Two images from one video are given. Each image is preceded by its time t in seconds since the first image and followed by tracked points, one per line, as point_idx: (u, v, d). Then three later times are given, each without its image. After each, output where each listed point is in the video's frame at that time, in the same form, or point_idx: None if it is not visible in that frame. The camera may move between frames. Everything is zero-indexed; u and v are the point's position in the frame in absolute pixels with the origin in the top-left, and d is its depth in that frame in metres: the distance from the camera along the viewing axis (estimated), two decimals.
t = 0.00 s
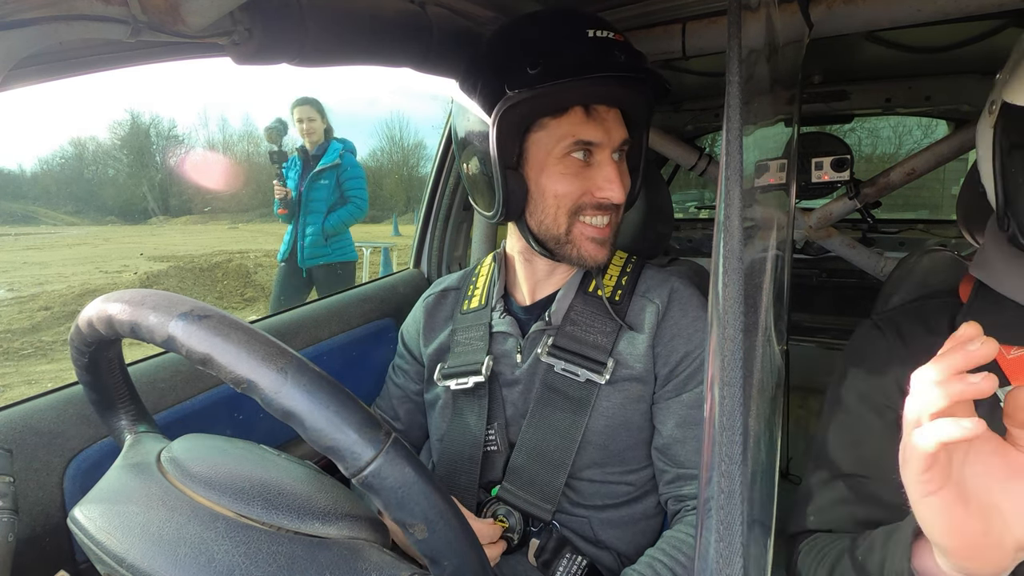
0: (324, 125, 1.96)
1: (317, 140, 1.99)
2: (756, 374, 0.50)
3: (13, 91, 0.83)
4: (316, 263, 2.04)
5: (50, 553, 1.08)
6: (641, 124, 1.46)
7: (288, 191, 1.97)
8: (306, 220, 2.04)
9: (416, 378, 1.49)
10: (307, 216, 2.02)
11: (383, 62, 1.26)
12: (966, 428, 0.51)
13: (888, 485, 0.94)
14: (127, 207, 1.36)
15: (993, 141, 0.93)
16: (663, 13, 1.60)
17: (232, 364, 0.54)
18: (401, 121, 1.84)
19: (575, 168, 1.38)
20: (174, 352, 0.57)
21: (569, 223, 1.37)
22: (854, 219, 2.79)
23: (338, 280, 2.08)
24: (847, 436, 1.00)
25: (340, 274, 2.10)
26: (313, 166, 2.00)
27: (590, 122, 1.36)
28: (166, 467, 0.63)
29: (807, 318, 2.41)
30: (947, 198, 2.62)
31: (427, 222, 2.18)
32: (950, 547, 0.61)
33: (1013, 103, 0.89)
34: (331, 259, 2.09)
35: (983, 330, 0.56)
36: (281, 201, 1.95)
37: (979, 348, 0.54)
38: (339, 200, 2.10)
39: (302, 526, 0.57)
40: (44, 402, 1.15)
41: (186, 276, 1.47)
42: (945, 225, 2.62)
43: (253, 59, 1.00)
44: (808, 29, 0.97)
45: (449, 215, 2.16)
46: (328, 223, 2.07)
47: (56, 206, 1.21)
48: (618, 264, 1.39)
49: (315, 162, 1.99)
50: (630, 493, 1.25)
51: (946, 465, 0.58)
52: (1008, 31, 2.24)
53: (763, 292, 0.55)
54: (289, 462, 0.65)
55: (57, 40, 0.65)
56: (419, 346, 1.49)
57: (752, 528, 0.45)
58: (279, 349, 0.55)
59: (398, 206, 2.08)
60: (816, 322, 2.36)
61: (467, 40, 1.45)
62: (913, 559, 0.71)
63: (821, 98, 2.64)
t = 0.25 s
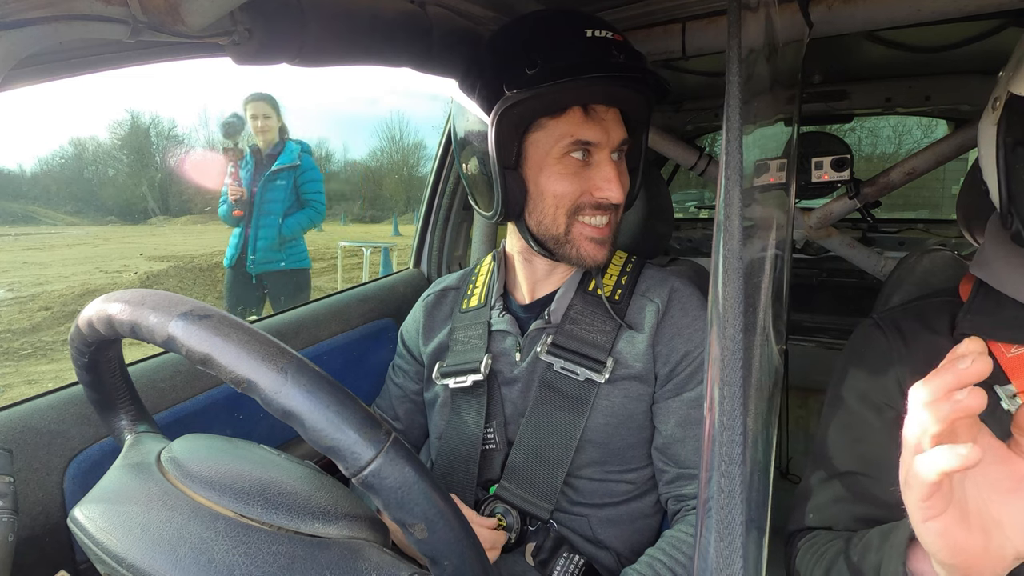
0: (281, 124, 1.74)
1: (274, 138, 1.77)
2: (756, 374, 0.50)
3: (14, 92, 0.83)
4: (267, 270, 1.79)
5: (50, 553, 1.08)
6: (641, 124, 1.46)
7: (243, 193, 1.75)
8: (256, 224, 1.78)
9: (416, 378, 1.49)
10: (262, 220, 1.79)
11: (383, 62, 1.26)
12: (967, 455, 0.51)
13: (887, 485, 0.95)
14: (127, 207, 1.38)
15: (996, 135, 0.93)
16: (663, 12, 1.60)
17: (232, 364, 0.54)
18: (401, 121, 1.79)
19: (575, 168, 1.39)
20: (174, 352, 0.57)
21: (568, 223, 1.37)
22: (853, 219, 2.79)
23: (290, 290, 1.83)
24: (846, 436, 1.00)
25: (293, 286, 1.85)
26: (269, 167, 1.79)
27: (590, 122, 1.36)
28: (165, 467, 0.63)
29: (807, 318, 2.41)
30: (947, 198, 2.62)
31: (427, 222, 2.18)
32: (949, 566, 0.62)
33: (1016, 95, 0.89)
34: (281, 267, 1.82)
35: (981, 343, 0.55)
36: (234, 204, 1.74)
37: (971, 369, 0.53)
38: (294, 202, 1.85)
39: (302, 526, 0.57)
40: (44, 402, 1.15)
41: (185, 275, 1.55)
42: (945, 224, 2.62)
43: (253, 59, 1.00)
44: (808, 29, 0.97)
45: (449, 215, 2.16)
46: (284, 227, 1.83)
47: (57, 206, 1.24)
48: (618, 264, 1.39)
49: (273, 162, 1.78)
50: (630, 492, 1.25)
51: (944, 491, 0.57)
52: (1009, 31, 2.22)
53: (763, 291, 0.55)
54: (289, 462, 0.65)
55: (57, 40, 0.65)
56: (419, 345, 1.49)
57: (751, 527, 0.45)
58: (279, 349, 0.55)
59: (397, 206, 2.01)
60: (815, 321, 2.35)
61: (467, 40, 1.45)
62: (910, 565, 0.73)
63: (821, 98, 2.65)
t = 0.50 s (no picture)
0: (241, 113, 1.66)
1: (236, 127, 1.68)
2: (756, 374, 0.50)
3: (14, 92, 0.83)
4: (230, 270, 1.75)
5: (50, 554, 1.08)
6: (641, 124, 1.46)
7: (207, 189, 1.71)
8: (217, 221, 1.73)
9: (416, 378, 1.49)
10: (223, 217, 1.74)
11: (383, 62, 1.26)
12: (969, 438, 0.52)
13: (887, 485, 0.95)
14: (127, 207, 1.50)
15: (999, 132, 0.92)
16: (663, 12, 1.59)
17: (232, 364, 0.54)
18: (401, 121, 1.79)
19: (574, 168, 1.39)
20: (174, 352, 0.57)
21: (568, 222, 1.37)
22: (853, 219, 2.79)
23: (251, 291, 1.77)
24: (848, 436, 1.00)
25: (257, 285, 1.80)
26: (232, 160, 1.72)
27: (589, 122, 1.36)
28: (165, 467, 0.63)
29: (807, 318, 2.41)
30: (947, 198, 2.62)
31: (427, 222, 2.18)
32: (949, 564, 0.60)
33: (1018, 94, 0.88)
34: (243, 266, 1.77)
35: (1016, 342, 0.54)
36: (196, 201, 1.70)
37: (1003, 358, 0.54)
38: (258, 196, 1.78)
39: (302, 526, 0.57)
40: (44, 402, 1.15)
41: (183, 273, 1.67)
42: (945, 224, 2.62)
43: (253, 59, 1.00)
44: (808, 28, 0.97)
45: (449, 215, 2.16)
46: (248, 224, 1.77)
47: (58, 206, 1.34)
48: (618, 264, 1.39)
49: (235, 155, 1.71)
50: (630, 492, 1.25)
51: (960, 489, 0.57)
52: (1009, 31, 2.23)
53: (763, 291, 0.55)
54: (289, 462, 0.65)
55: (57, 40, 0.65)
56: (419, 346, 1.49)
57: (752, 528, 0.45)
58: (278, 349, 0.55)
59: (397, 206, 2.01)
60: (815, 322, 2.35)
61: (467, 40, 1.45)
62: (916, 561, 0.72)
63: (821, 98, 2.65)
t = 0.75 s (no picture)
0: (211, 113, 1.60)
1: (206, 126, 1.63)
2: (756, 375, 0.50)
3: (14, 91, 0.83)
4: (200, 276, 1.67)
5: (49, 554, 1.08)
6: (641, 124, 1.46)
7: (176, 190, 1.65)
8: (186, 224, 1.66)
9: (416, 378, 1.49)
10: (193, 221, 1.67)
11: (383, 62, 1.26)
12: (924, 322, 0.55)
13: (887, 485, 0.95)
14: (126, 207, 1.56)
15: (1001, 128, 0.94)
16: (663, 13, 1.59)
17: (232, 364, 0.54)
18: (401, 121, 1.79)
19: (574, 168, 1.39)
20: (174, 352, 0.57)
21: (568, 222, 1.37)
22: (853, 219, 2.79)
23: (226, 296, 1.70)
24: (844, 435, 0.98)
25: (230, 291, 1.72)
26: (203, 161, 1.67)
27: (589, 122, 1.36)
28: (165, 467, 0.63)
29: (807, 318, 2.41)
30: (947, 198, 2.62)
31: (427, 222, 2.18)
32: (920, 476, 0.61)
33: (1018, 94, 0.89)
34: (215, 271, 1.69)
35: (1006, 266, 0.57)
36: (164, 203, 1.63)
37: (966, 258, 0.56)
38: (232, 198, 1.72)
39: (302, 526, 0.57)
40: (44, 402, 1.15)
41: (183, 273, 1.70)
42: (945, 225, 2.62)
43: (253, 59, 1.00)
44: (808, 29, 0.97)
45: (449, 215, 2.16)
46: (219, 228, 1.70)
47: (58, 206, 1.35)
48: (618, 264, 1.39)
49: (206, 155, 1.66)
50: (630, 492, 1.25)
51: (932, 388, 0.59)
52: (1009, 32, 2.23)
53: (763, 291, 0.55)
54: (289, 462, 0.65)
55: (57, 40, 0.65)
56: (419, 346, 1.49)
57: (751, 528, 0.45)
58: (278, 349, 0.55)
59: (397, 206, 2.01)
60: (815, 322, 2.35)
61: (467, 40, 1.45)
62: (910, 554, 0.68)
63: (821, 98, 2.65)
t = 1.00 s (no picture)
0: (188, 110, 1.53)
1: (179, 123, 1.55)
2: (756, 375, 0.50)
3: (14, 92, 0.83)
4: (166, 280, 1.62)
5: (50, 554, 1.08)
6: (641, 124, 1.46)
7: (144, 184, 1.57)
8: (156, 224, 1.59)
9: (416, 378, 1.49)
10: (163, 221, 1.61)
11: (382, 62, 1.26)
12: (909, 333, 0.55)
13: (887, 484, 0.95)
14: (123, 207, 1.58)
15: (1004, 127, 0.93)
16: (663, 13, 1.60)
17: (232, 364, 0.54)
18: (401, 121, 1.79)
19: (574, 168, 1.39)
20: (174, 352, 0.57)
21: (568, 222, 1.37)
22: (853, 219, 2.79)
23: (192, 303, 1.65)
24: (844, 436, 0.99)
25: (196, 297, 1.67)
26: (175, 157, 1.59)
27: (589, 122, 1.36)
28: (166, 467, 0.63)
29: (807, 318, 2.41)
30: (947, 198, 2.62)
31: (427, 222, 2.18)
32: (909, 483, 0.61)
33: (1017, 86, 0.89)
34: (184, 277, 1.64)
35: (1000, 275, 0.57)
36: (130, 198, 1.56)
37: (955, 269, 0.56)
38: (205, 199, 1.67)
39: (302, 526, 0.57)
40: (44, 402, 1.15)
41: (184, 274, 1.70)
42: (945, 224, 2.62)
43: (253, 59, 1.00)
44: (808, 29, 0.97)
45: (449, 215, 2.17)
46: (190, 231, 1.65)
47: (59, 206, 1.40)
48: (618, 264, 1.39)
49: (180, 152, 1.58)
50: (630, 492, 1.25)
51: (923, 400, 0.58)
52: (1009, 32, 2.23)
53: (763, 291, 0.55)
54: (289, 462, 0.65)
55: (57, 40, 0.65)
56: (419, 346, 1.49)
57: (751, 528, 0.45)
58: (279, 349, 0.55)
59: (397, 205, 2.01)
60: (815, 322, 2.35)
61: (467, 40, 1.45)
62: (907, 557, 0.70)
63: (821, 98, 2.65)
